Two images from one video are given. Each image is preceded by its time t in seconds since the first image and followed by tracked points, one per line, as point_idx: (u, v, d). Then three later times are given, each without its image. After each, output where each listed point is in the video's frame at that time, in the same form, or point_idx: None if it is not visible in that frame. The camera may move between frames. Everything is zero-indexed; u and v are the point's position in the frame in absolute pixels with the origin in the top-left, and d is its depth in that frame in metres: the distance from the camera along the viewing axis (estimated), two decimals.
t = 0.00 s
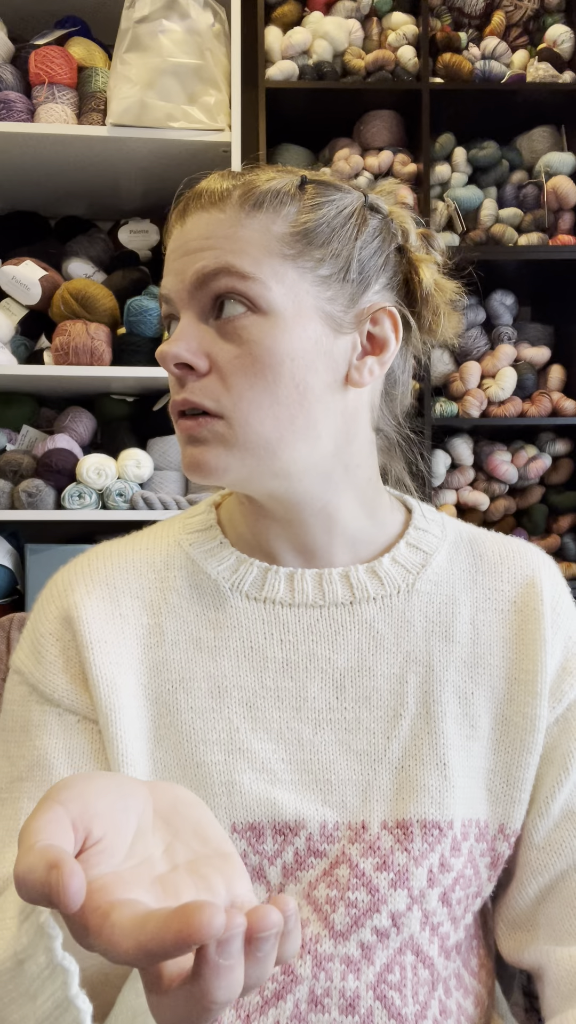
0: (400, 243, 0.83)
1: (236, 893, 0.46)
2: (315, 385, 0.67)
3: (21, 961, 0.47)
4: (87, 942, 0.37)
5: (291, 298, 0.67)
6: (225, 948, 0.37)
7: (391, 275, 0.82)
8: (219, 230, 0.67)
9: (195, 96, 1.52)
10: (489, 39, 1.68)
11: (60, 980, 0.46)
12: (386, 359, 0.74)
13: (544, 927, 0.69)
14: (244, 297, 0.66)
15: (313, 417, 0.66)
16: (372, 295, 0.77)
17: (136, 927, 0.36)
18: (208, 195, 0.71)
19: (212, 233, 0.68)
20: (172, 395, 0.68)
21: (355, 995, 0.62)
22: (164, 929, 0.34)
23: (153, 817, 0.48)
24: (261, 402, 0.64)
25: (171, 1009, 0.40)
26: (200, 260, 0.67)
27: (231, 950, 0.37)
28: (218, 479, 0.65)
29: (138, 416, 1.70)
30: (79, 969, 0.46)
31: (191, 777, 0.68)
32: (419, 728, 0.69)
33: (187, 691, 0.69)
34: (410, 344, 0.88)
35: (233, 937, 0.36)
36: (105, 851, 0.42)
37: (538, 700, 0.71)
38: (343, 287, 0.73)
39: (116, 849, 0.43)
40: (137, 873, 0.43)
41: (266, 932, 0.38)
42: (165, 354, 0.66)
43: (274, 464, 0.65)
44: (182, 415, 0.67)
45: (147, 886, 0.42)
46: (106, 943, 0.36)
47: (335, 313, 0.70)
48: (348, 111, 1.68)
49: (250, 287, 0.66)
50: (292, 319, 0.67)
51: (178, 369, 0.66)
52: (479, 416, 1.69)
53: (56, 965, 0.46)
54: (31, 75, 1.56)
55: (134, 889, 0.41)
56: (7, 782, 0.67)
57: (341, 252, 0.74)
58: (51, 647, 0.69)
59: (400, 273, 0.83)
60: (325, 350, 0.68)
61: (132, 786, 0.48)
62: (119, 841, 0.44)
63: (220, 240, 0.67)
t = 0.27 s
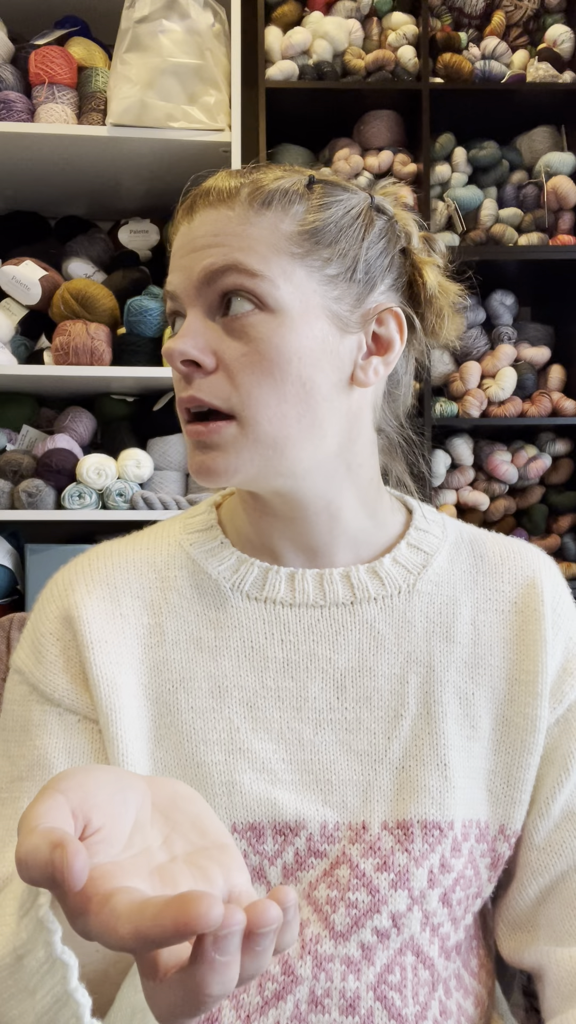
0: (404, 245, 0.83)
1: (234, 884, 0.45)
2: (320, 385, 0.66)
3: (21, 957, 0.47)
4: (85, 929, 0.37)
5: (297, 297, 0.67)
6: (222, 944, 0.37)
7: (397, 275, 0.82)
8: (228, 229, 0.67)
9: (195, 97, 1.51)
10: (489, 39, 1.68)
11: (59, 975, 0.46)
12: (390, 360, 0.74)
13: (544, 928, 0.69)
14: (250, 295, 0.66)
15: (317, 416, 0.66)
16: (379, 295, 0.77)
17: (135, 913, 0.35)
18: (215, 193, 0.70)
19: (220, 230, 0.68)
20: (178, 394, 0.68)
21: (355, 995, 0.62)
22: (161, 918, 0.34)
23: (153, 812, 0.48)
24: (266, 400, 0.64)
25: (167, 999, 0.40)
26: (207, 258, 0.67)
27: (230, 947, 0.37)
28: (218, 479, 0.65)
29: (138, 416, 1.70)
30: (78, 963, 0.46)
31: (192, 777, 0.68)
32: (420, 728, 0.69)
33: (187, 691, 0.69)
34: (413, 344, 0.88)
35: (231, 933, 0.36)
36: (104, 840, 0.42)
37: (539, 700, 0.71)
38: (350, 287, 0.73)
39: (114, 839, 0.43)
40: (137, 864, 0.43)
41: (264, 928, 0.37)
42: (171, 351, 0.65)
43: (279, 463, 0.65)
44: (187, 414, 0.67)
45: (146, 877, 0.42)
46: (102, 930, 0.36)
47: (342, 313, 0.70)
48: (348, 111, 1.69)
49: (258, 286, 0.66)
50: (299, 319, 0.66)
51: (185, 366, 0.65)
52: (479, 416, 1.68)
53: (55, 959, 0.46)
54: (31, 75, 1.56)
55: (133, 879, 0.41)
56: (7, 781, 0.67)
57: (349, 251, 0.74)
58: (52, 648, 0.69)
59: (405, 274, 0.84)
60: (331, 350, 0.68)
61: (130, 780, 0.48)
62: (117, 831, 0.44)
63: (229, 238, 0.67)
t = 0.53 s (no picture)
0: (406, 246, 0.83)
1: (237, 881, 0.45)
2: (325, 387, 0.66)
3: (22, 958, 0.48)
4: (92, 930, 0.37)
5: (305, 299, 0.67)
6: (239, 952, 0.36)
7: (402, 275, 0.82)
8: (240, 229, 0.67)
9: (195, 97, 1.51)
10: (489, 39, 1.68)
11: (61, 976, 0.46)
12: (397, 360, 0.75)
13: (544, 928, 0.69)
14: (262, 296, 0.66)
15: (322, 418, 0.66)
16: (386, 296, 0.77)
17: (141, 917, 0.35)
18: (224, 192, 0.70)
19: (230, 230, 0.67)
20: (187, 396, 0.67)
21: (355, 996, 0.63)
22: (169, 924, 0.34)
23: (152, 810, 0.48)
24: (275, 399, 0.64)
25: (178, 999, 0.40)
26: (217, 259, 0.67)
27: (245, 954, 0.37)
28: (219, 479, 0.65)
29: (138, 416, 1.70)
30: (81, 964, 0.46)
31: (192, 778, 0.68)
32: (420, 729, 0.69)
33: (187, 692, 0.69)
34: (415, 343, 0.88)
35: (248, 940, 0.36)
36: (107, 841, 0.42)
37: (539, 701, 0.71)
38: (360, 288, 0.73)
39: (117, 840, 0.43)
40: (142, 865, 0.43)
41: (277, 929, 0.38)
42: (183, 352, 0.65)
43: (289, 463, 0.65)
44: (197, 414, 0.66)
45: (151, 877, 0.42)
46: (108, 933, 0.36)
47: (352, 313, 0.71)
48: (347, 111, 1.69)
49: (271, 286, 0.66)
50: (307, 320, 0.66)
51: (196, 367, 0.65)
52: (479, 416, 1.68)
53: (57, 960, 0.46)
54: (31, 75, 1.56)
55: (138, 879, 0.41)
56: (8, 782, 0.67)
57: (357, 252, 0.74)
58: (52, 648, 0.69)
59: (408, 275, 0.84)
60: (341, 350, 0.68)
61: (130, 779, 0.48)
62: (120, 832, 0.43)
63: (240, 239, 0.67)
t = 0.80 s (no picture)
0: (409, 247, 0.83)
1: (232, 873, 0.46)
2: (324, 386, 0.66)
3: (21, 950, 0.47)
4: (87, 917, 0.37)
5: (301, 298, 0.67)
6: (227, 924, 0.37)
7: (403, 276, 0.82)
8: (237, 229, 0.68)
9: (195, 97, 1.51)
10: (489, 39, 1.68)
11: (59, 967, 0.46)
12: (397, 360, 0.74)
13: (545, 928, 0.69)
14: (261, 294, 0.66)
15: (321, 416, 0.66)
16: (386, 297, 0.77)
17: (135, 897, 0.35)
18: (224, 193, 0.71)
19: (229, 230, 0.68)
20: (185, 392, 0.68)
21: (355, 995, 0.62)
22: (163, 904, 0.35)
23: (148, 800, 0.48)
24: (274, 399, 0.64)
25: (171, 983, 0.40)
26: (214, 256, 0.67)
27: (233, 927, 0.37)
28: (219, 478, 0.65)
29: (138, 416, 1.70)
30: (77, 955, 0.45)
31: (193, 778, 0.68)
32: (421, 730, 0.69)
33: (188, 692, 0.69)
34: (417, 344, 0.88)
35: (236, 913, 0.36)
36: (103, 829, 0.42)
37: (540, 701, 0.71)
38: (357, 288, 0.73)
39: (113, 829, 0.43)
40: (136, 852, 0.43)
41: (266, 908, 0.38)
42: (181, 349, 0.65)
43: (291, 462, 0.66)
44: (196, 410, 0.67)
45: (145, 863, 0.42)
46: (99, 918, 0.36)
47: (349, 313, 0.70)
48: (348, 112, 1.69)
49: (267, 286, 0.66)
50: (305, 321, 0.66)
51: (193, 365, 0.66)
52: (479, 416, 1.69)
53: (55, 952, 0.46)
54: (31, 75, 1.56)
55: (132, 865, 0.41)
56: (9, 780, 0.67)
57: (357, 252, 0.74)
58: (54, 647, 0.69)
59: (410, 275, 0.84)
60: (339, 351, 0.68)
61: (129, 774, 0.48)
62: (116, 822, 0.43)
63: (238, 239, 0.67)
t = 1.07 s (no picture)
0: (423, 251, 0.83)
1: (202, 868, 0.44)
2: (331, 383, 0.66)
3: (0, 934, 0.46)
4: (48, 902, 0.37)
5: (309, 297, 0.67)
6: (176, 919, 0.36)
7: (416, 280, 0.82)
8: (254, 225, 0.68)
9: (195, 97, 1.52)
10: (489, 39, 1.68)
11: (37, 953, 0.45)
12: (407, 362, 0.75)
13: (546, 927, 0.69)
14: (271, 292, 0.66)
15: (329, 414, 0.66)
16: (399, 300, 0.77)
17: (92, 888, 0.35)
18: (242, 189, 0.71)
19: (246, 226, 0.68)
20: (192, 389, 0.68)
21: (351, 992, 0.62)
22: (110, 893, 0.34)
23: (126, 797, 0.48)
24: (278, 396, 0.64)
25: (128, 974, 0.39)
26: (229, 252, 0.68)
27: (183, 921, 0.36)
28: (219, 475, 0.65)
29: (138, 416, 1.70)
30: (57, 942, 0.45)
31: (190, 774, 0.68)
32: (419, 728, 0.69)
33: (187, 687, 0.69)
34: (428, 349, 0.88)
35: (187, 909, 0.35)
36: (73, 820, 0.41)
37: (539, 702, 0.71)
38: (370, 289, 0.73)
39: (84, 819, 0.42)
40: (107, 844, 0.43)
41: (219, 905, 0.36)
42: (190, 343, 0.66)
43: (298, 460, 0.65)
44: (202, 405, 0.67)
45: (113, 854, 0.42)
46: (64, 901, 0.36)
47: (362, 314, 0.71)
48: (348, 111, 1.69)
49: (280, 284, 0.66)
50: (310, 320, 0.66)
51: (203, 359, 0.66)
52: (479, 416, 1.68)
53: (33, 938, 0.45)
54: (31, 75, 1.56)
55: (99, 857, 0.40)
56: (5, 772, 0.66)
57: (371, 254, 0.74)
58: (54, 640, 0.69)
59: (424, 279, 0.84)
60: (350, 351, 0.68)
61: (105, 766, 0.48)
62: (89, 813, 0.43)
63: (254, 235, 0.67)
